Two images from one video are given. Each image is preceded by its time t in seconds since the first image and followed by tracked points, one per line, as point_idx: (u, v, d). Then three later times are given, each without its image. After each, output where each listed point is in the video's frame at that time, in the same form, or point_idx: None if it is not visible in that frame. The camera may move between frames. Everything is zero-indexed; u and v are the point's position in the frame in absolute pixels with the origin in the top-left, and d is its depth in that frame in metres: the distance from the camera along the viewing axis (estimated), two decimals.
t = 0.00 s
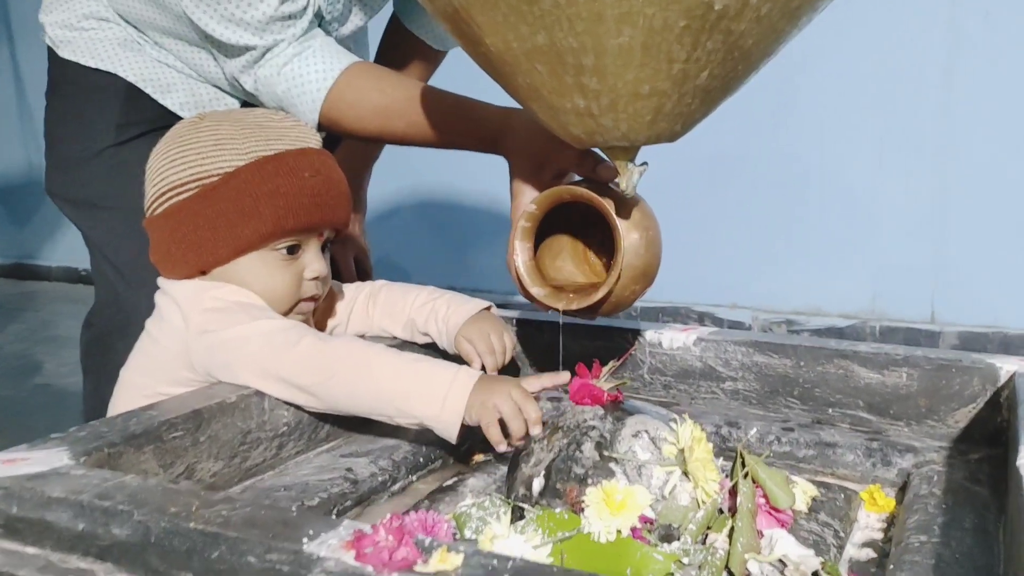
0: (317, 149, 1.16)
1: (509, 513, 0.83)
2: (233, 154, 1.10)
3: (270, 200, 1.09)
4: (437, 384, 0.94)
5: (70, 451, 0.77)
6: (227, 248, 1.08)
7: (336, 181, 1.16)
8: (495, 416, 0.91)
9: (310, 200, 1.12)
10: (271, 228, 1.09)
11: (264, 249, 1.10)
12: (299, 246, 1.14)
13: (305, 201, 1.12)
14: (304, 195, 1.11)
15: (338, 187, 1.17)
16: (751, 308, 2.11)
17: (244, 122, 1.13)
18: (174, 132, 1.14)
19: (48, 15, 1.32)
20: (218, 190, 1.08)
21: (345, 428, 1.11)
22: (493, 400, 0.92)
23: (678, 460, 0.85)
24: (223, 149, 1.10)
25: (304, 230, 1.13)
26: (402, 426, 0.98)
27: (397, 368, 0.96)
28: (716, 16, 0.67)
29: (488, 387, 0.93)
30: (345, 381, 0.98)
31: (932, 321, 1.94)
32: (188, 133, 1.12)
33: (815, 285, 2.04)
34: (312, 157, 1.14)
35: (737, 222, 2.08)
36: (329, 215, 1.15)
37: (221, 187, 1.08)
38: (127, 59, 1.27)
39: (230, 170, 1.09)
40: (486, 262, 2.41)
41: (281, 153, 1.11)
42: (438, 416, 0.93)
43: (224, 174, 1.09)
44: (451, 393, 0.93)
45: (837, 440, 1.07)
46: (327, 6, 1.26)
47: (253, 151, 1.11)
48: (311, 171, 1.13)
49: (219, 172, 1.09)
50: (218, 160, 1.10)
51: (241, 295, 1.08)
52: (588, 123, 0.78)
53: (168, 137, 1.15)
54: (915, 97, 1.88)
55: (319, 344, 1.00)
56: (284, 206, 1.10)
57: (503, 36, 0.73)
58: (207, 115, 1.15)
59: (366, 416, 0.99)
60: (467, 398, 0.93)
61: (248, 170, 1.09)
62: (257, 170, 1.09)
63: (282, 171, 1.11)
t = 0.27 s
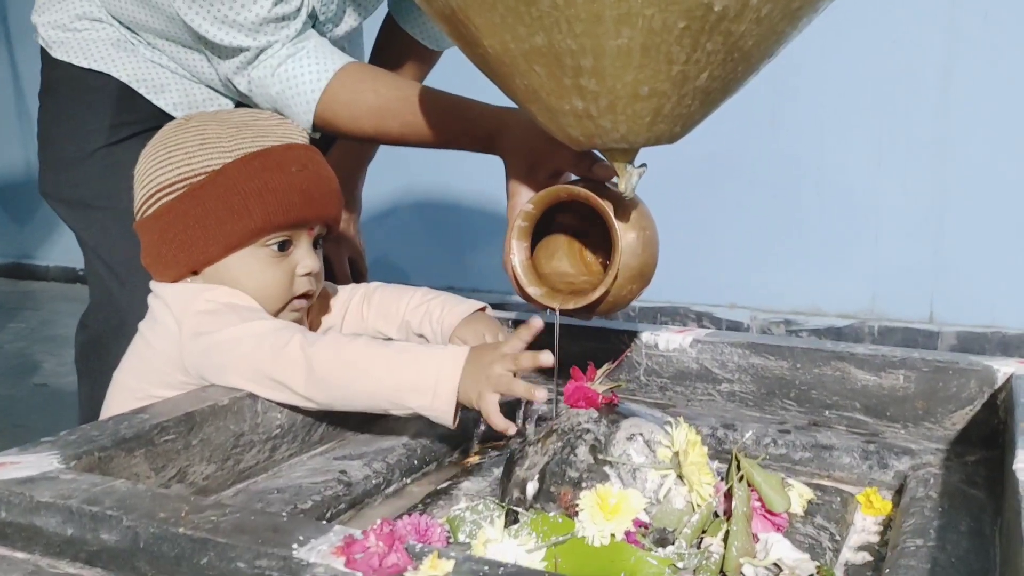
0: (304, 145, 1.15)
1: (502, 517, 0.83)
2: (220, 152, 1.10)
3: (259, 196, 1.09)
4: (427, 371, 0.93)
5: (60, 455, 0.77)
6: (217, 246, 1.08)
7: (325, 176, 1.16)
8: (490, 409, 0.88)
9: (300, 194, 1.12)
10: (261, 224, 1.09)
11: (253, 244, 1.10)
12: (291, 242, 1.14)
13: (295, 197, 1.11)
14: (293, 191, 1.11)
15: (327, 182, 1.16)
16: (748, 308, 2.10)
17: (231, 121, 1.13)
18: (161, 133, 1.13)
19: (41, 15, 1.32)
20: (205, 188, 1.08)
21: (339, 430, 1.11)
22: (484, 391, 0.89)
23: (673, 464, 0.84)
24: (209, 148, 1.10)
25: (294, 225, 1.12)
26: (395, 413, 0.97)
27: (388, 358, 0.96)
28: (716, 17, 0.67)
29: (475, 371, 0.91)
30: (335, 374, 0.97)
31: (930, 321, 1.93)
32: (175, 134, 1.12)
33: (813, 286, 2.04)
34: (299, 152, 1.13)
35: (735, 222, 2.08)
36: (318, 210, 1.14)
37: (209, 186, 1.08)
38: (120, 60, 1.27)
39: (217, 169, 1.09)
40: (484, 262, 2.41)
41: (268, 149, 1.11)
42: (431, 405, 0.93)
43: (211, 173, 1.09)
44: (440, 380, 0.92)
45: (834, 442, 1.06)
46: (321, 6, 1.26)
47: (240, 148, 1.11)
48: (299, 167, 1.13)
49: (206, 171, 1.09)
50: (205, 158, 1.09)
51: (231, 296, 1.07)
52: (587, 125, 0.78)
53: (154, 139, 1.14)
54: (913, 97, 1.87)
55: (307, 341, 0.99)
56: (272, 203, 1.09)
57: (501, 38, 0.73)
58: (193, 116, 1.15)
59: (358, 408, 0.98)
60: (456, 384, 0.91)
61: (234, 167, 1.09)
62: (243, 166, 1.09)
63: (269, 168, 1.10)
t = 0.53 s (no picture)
0: (306, 143, 1.16)
1: (505, 514, 0.84)
2: (222, 152, 1.11)
3: (261, 194, 1.10)
4: (433, 366, 0.94)
5: (67, 452, 0.78)
6: (221, 245, 1.09)
7: (327, 173, 1.17)
8: (506, 398, 0.90)
9: (302, 191, 1.12)
10: (263, 222, 1.10)
11: (256, 244, 1.11)
12: (293, 241, 1.14)
13: (297, 195, 1.12)
14: (295, 189, 1.12)
15: (329, 178, 1.17)
16: (749, 308, 2.11)
17: (232, 121, 1.14)
18: (163, 134, 1.14)
19: (44, 16, 1.32)
20: (208, 188, 1.09)
21: (342, 429, 1.11)
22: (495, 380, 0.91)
23: (674, 462, 0.85)
24: (211, 148, 1.11)
25: (297, 222, 1.13)
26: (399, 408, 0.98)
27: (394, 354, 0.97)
28: (717, 20, 0.68)
29: (480, 362, 0.92)
30: (340, 372, 0.98)
31: (930, 320, 1.94)
32: (177, 135, 1.13)
33: (813, 286, 2.04)
34: (300, 150, 1.14)
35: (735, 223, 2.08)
36: (320, 207, 1.15)
37: (211, 186, 1.09)
38: (124, 61, 1.27)
39: (219, 168, 1.10)
40: (486, 262, 2.41)
41: (269, 148, 1.12)
42: (435, 401, 0.94)
43: (213, 173, 1.10)
44: (445, 376, 0.93)
45: (833, 441, 1.07)
46: (323, 8, 1.27)
47: (241, 147, 1.11)
48: (301, 164, 1.13)
49: (208, 170, 1.10)
50: (207, 158, 1.10)
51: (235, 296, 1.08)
52: (590, 126, 0.78)
53: (156, 140, 1.15)
54: (912, 98, 1.88)
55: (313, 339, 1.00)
56: (275, 201, 1.10)
57: (504, 40, 0.73)
58: (195, 116, 1.15)
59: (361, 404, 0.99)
60: (462, 379, 0.93)
61: (236, 166, 1.10)
62: (245, 165, 1.10)
63: (271, 167, 1.11)
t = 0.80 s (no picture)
0: (305, 141, 1.16)
1: (506, 509, 0.84)
2: (221, 151, 1.11)
3: (261, 193, 1.10)
4: (443, 358, 0.96)
5: (71, 448, 0.78)
6: (221, 244, 1.10)
7: (327, 171, 1.17)
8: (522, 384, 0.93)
9: (301, 190, 1.13)
10: (263, 220, 1.10)
11: (256, 243, 1.12)
12: (293, 239, 1.15)
13: (297, 193, 1.12)
14: (294, 187, 1.12)
15: (329, 176, 1.17)
16: (749, 306, 2.12)
17: (231, 120, 1.14)
18: (162, 134, 1.15)
19: (47, 15, 1.33)
20: (207, 187, 1.10)
21: (343, 426, 1.12)
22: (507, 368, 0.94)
23: (673, 457, 0.85)
24: (210, 147, 1.11)
25: (297, 221, 1.14)
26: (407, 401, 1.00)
27: (400, 348, 0.98)
28: (712, 19, 0.68)
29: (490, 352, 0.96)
30: (345, 368, 0.99)
31: (929, 319, 1.95)
32: (176, 134, 1.13)
33: (813, 284, 2.05)
34: (299, 149, 1.15)
35: (736, 222, 2.09)
36: (320, 205, 1.15)
37: (210, 185, 1.09)
38: (126, 60, 1.28)
39: (218, 168, 1.10)
40: (487, 260, 2.42)
41: (268, 147, 1.12)
42: (447, 391, 0.96)
43: (212, 172, 1.10)
44: (456, 367, 0.96)
45: (832, 438, 1.08)
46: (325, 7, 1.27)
47: (240, 146, 1.12)
48: (300, 162, 1.14)
49: (207, 170, 1.10)
50: (206, 158, 1.11)
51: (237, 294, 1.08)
52: (587, 125, 0.79)
53: (155, 140, 1.16)
54: (911, 98, 1.88)
55: (315, 335, 1.01)
56: (274, 199, 1.11)
57: (502, 39, 0.74)
58: (193, 115, 1.16)
59: (368, 399, 1.01)
60: (473, 369, 0.95)
61: (235, 166, 1.10)
62: (244, 165, 1.10)
63: (270, 165, 1.11)
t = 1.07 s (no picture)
0: (297, 143, 1.17)
1: (504, 512, 0.84)
2: (213, 155, 1.12)
3: (254, 196, 1.10)
4: (444, 357, 0.97)
5: (70, 451, 0.78)
6: (216, 248, 1.10)
7: (320, 172, 1.17)
8: (520, 381, 0.95)
9: (294, 192, 1.13)
10: (258, 223, 1.11)
11: (252, 246, 1.12)
12: (288, 241, 1.15)
13: (291, 195, 1.13)
14: (287, 189, 1.12)
15: (323, 177, 1.18)
16: (748, 307, 2.12)
17: (223, 124, 1.15)
18: (154, 140, 1.15)
19: (46, 17, 1.33)
20: (200, 193, 1.10)
21: (341, 428, 1.12)
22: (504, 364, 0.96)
23: (671, 461, 0.85)
24: (203, 151, 1.12)
25: (291, 223, 1.14)
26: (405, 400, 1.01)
27: (399, 349, 0.99)
28: (705, 23, 0.68)
29: (486, 348, 0.96)
30: (344, 370, 1.00)
31: (929, 320, 1.95)
32: (168, 139, 1.14)
33: (813, 285, 2.05)
34: (291, 151, 1.15)
35: (735, 223, 2.09)
36: (314, 207, 1.16)
37: (203, 190, 1.10)
38: (125, 62, 1.28)
39: (210, 172, 1.11)
40: (486, 262, 2.42)
41: (259, 150, 1.13)
42: (447, 390, 0.97)
43: (205, 176, 1.11)
44: (456, 366, 0.97)
45: (830, 440, 1.08)
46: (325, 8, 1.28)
47: (232, 150, 1.12)
48: (293, 164, 1.14)
49: (200, 175, 1.11)
50: (198, 162, 1.11)
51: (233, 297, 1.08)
52: (580, 129, 0.79)
53: (146, 146, 1.16)
54: (910, 99, 1.89)
55: (312, 339, 1.01)
56: (268, 202, 1.11)
57: (496, 42, 0.74)
58: (186, 120, 1.16)
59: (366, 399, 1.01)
60: (472, 366, 0.96)
61: (228, 170, 1.11)
62: (237, 168, 1.11)
63: (262, 168, 1.12)
